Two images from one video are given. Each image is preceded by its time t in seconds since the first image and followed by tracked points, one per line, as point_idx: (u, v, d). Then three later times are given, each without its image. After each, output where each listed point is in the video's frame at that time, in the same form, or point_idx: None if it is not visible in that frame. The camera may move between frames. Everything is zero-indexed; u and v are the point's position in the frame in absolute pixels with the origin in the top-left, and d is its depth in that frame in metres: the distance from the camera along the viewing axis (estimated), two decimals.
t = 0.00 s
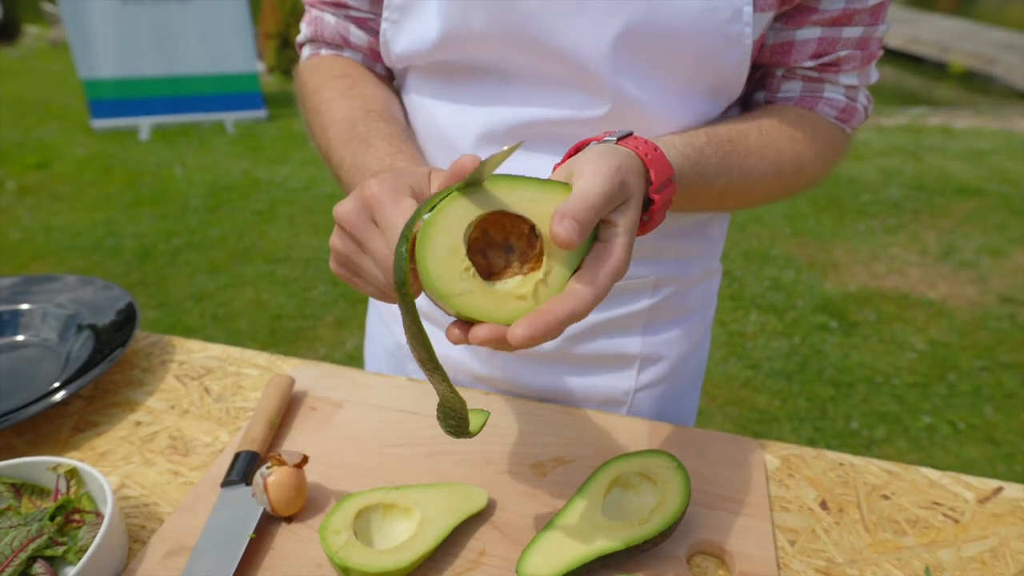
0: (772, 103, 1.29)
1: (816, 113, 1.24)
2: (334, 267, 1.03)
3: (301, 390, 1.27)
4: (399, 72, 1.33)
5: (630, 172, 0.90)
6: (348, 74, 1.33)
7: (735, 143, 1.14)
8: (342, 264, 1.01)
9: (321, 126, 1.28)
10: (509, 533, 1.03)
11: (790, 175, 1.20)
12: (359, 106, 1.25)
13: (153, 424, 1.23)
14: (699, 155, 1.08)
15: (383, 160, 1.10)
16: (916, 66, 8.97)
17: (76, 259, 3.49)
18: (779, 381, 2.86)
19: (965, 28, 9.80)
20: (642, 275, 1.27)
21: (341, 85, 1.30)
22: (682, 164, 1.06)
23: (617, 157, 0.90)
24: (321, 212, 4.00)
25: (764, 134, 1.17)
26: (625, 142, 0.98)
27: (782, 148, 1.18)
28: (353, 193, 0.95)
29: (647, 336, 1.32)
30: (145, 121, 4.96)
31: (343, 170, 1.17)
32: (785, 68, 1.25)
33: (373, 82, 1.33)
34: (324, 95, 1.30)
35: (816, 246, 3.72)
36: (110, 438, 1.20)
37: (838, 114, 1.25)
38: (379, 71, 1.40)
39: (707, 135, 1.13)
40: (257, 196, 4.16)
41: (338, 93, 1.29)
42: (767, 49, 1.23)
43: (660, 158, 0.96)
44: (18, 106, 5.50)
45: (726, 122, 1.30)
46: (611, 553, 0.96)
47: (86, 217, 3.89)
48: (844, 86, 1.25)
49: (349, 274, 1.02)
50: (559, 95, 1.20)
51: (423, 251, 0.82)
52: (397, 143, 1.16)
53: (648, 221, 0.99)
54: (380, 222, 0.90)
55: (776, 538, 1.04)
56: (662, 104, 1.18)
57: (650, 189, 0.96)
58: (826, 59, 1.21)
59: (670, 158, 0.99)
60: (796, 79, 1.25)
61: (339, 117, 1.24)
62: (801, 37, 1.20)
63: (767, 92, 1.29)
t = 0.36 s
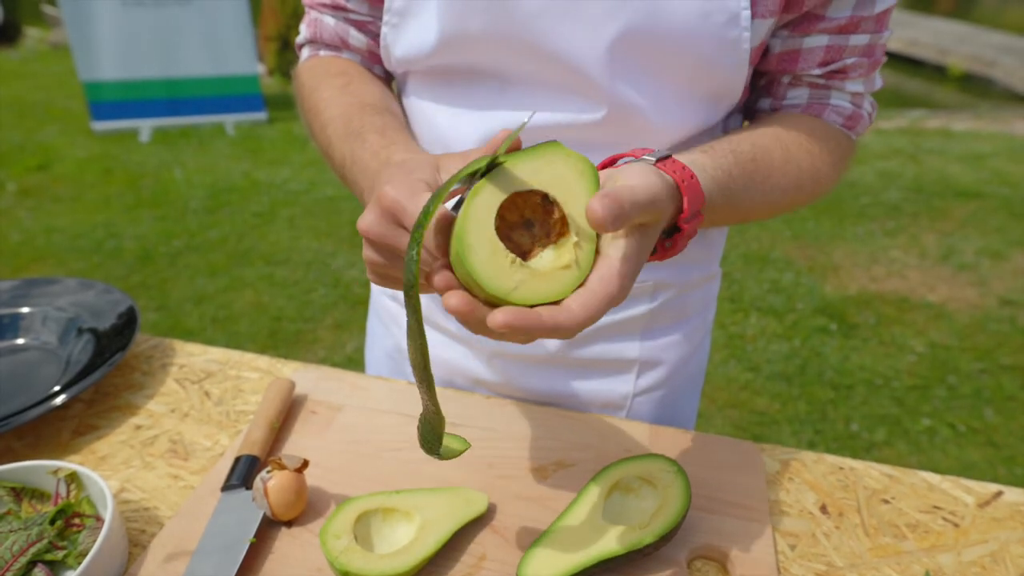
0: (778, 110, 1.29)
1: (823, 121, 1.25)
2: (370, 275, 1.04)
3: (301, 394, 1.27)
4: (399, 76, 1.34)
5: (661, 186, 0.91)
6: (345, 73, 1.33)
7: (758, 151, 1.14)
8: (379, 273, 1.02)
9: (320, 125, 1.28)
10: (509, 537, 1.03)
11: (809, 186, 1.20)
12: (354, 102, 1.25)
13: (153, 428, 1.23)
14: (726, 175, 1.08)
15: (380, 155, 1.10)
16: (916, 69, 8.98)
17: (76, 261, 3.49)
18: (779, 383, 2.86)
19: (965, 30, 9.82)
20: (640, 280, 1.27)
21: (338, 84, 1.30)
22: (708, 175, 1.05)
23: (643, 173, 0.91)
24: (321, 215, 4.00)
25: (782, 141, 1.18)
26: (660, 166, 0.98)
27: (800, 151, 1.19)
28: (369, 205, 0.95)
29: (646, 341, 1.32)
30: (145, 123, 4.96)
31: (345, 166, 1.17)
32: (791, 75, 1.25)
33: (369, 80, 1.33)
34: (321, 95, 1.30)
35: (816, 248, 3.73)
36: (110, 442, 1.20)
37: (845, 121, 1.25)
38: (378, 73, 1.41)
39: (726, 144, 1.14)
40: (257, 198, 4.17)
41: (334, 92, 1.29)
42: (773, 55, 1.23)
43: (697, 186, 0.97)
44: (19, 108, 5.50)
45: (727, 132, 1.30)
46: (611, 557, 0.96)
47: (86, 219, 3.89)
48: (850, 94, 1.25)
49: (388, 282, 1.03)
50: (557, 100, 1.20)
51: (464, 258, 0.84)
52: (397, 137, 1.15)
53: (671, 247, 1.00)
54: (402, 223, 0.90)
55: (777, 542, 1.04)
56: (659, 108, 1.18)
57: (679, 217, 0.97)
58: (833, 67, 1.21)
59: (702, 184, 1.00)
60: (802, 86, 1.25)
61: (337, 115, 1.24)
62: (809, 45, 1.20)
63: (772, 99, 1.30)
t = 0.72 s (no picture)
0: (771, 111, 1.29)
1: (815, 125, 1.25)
2: (400, 277, 1.05)
3: (303, 396, 1.27)
4: (403, 81, 1.34)
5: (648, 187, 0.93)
6: (357, 81, 1.33)
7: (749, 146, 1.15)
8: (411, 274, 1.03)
9: (334, 134, 1.28)
10: (512, 541, 1.03)
11: (798, 186, 1.21)
12: (373, 114, 1.26)
13: (156, 430, 1.23)
14: (710, 178, 1.08)
15: (411, 168, 1.10)
16: (916, 72, 9.00)
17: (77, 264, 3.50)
18: (780, 386, 2.86)
19: (965, 33, 9.84)
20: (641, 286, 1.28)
21: (352, 93, 1.30)
22: (693, 165, 1.06)
23: (632, 180, 0.94)
24: (322, 217, 4.00)
25: (771, 141, 1.18)
26: (645, 162, 0.99)
27: (792, 150, 1.20)
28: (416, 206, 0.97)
29: (649, 344, 1.32)
30: (147, 126, 4.97)
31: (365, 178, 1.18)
32: (784, 78, 1.25)
33: (381, 89, 1.33)
34: (334, 103, 1.30)
35: (816, 251, 3.73)
36: (112, 445, 1.20)
37: (837, 125, 1.26)
38: (383, 77, 1.41)
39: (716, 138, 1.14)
40: (258, 200, 4.17)
41: (349, 101, 1.29)
42: (768, 58, 1.24)
43: (678, 183, 0.99)
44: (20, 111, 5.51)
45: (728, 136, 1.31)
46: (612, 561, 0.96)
47: (87, 222, 3.90)
48: (843, 98, 1.26)
49: (417, 284, 1.05)
50: (560, 105, 1.20)
51: (518, 298, 0.82)
52: (419, 149, 1.16)
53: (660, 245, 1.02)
54: (456, 226, 0.93)
55: (778, 546, 1.04)
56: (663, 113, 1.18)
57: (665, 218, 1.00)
58: (826, 70, 1.21)
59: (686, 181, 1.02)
60: (795, 89, 1.25)
61: (354, 125, 1.25)
62: (802, 48, 1.20)
63: (766, 101, 1.30)
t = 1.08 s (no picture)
0: (768, 124, 1.29)
1: (811, 139, 1.25)
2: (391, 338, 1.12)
3: (301, 398, 1.27)
4: (404, 84, 1.34)
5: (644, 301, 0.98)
6: (357, 98, 1.34)
7: (736, 200, 1.16)
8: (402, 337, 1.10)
9: (333, 155, 1.30)
10: (509, 543, 1.03)
11: (785, 218, 1.21)
12: (370, 138, 1.27)
13: (153, 431, 1.23)
14: (703, 251, 1.11)
15: (398, 212, 1.15)
16: (913, 72, 9.02)
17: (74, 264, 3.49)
18: (778, 387, 2.86)
19: (962, 34, 9.85)
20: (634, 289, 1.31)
21: (350, 112, 1.32)
22: (681, 249, 1.09)
23: (626, 292, 0.98)
24: (320, 217, 4.00)
25: (759, 175, 1.19)
26: (638, 265, 1.01)
27: (779, 183, 1.19)
28: (402, 280, 1.05)
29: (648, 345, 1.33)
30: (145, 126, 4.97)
31: (362, 213, 1.22)
32: (783, 91, 1.25)
33: (382, 105, 1.35)
34: (334, 120, 1.32)
35: (813, 251, 3.73)
36: (109, 445, 1.20)
37: (832, 137, 1.25)
38: (383, 82, 1.41)
39: (702, 200, 1.16)
40: (256, 200, 4.17)
41: (347, 121, 1.31)
42: (766, 68, 1.23)
43: (672, 277, 1.02)
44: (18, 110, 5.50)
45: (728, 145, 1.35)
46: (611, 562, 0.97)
47: (85, 222, 3.89)
48: (839, 109, 1.25)
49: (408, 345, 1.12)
50: (561, 109, 1.20)
51: (555, 424, 0.84)
52: (410, 187, 1.20)
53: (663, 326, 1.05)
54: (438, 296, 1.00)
55: (775, 547, 1.04)
56: (663, 117, 1.18)
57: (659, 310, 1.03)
58: (824, 82, 1.21)
59: (677, 273, 1.05)
60: (793, 103, 1.25)
61: (352, 150, 1.27)
62: (800, 60, 1.20)
63: (763, 113, 1.30)
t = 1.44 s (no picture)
0: (776, 126, 1.28)
1: (820, 139, 1.25)
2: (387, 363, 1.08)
3: (299, 395, 1.28)
4: (403, 80, 1.34)
5: (684, 341, 0.98)
6: (345, 103, 1.34)
7: (768, 214, 1.15)
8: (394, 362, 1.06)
9: (324, 160, 1.31)
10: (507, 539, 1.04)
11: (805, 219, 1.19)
12: (357, 146, 1.27)
13: (151, 429, 1.23)
14: (742, 277, 1.09)
15: (378, 234, 1.16)
16: (911, 72, 9.03)
17: (72, 263, 3.49)
18: (776, 386, 2.87)
19: (961, 34, 9.86)
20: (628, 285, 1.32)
21: (338, 119, 1.32)
22: (727, 274, 1.07)
23: (669, 321, 0.98)
24: (318, 217, 3.99)
25: (790, 194, 1.17)
26: (691, 298, 1.01)
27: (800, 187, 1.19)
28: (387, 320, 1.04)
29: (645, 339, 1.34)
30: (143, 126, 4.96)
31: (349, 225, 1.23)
32: (791, 93, 1.24)
33: (372, 111, 1.35)
34: (324, 127, 1.32)
35: (812, 251, 3.73)
36: (107, 443, 1.20)
37: (840, 135, 1.25)
38: (379, 81, 1.41)
39: (735, 216, 1.15)
40: (254, 200, 4.17)
41: (336, 127, 1.31)
42: (773, 71, 1.23)
43: (721, 315, 1.02)
44: (15, 110, 5.49)
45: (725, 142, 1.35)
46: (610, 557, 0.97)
47: (82, 221, 3.88)
48: (846, 108, 1.25)
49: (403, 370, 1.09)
50: (559, 105, 1.20)
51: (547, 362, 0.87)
52: (394, 200, 1.20)
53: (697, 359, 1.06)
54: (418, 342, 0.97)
55: (772, 543, 1.05)
56: (662, 115, 1.18)
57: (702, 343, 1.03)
58: (833, 82, 1.22)
59: (728, 308, 1.04)
60: (802, 104, 1.25)
61: (339, 159, 1.27)
62: (810, 61, 1.20)
63: (770, 115, 1.29)
